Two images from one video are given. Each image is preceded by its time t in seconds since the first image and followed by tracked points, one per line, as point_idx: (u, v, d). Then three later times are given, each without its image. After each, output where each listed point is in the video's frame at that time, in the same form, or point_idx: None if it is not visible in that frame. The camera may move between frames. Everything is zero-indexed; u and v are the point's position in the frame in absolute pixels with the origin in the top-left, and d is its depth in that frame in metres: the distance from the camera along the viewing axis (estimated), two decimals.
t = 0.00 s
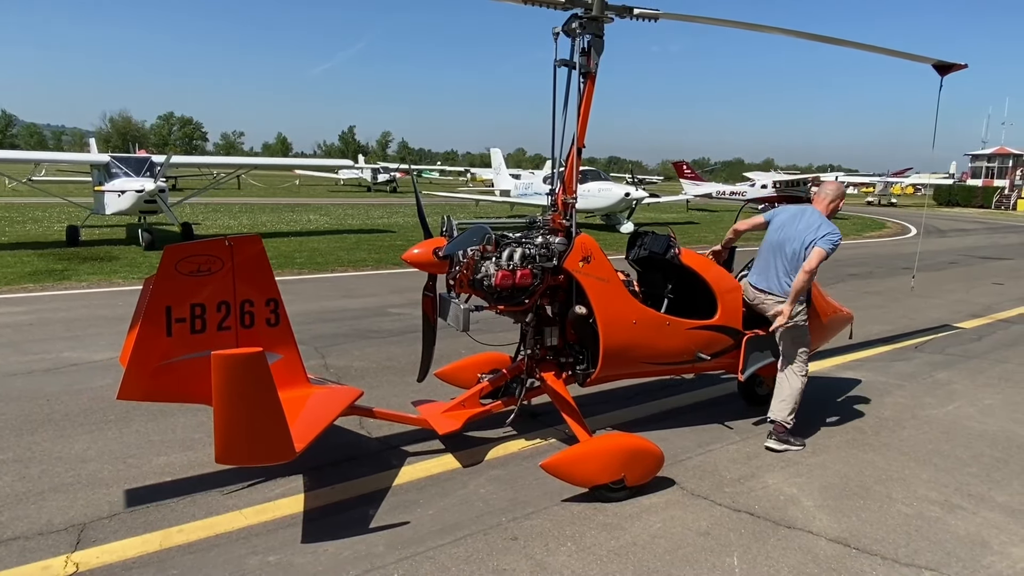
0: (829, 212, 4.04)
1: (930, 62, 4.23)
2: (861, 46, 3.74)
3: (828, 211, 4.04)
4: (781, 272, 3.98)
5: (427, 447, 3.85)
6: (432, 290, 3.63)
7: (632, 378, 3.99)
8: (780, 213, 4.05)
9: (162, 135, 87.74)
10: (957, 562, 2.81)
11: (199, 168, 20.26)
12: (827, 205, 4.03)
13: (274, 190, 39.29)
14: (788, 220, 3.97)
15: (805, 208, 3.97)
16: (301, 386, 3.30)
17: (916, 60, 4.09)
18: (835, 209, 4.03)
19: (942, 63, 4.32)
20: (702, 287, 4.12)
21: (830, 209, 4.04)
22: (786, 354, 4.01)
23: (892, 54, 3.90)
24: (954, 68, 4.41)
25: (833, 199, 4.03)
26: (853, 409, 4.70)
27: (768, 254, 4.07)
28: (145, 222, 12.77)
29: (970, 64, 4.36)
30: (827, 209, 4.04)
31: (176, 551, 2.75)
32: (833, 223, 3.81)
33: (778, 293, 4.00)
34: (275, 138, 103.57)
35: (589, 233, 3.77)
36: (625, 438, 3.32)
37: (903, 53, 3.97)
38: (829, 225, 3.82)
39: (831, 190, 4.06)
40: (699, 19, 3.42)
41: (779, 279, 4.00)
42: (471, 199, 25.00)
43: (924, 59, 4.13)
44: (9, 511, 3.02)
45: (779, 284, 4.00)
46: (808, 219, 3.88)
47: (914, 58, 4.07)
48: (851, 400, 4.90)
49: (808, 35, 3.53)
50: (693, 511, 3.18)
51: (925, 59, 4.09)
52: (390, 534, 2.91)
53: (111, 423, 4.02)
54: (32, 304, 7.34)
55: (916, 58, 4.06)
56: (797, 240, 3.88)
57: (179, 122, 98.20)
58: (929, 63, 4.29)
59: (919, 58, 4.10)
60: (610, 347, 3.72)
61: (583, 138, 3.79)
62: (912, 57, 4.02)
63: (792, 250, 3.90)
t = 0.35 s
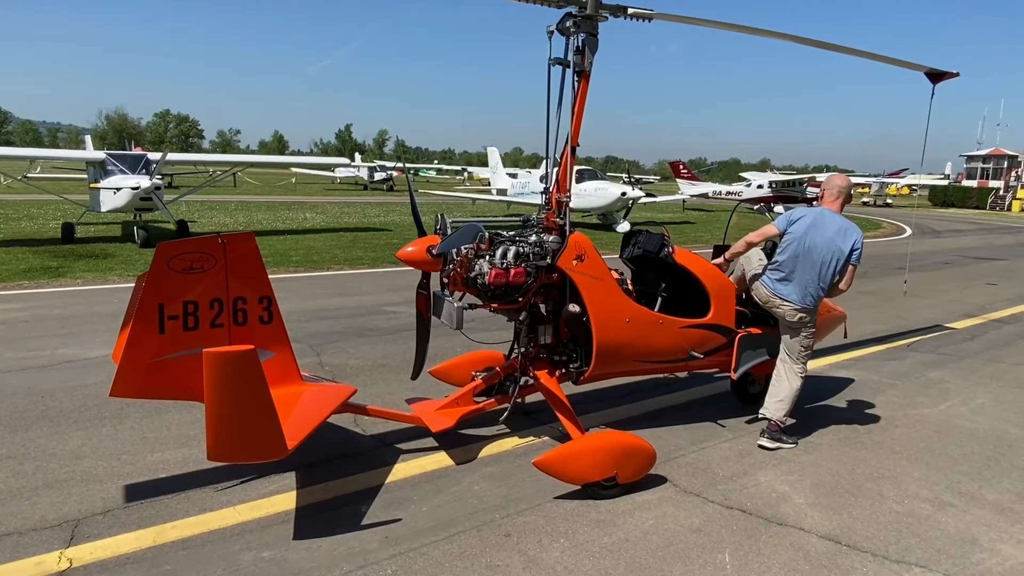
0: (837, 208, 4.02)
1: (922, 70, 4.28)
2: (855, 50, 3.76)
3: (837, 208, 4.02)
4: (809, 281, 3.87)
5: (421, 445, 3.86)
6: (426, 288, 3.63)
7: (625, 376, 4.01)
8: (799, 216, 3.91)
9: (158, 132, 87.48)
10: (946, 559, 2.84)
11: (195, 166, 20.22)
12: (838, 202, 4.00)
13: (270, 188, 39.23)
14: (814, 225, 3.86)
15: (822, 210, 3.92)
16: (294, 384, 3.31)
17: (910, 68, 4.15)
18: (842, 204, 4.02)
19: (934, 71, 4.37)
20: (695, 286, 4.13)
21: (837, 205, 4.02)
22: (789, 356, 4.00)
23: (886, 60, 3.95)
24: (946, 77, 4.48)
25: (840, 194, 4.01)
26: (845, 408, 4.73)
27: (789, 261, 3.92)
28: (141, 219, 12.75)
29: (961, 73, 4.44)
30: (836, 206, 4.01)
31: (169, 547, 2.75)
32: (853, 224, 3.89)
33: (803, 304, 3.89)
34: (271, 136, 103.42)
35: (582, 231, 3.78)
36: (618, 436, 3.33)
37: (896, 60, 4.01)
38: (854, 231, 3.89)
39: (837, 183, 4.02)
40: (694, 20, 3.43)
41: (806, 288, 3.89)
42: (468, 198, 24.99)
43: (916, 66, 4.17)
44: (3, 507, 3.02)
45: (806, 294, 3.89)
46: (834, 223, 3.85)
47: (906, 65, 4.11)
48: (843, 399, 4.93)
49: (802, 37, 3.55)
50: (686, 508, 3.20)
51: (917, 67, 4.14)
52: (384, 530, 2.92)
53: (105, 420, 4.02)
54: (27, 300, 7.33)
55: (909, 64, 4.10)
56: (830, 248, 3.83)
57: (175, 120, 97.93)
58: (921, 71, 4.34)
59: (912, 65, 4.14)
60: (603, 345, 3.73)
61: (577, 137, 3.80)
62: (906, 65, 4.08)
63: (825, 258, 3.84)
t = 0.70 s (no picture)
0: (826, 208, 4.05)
1: (917, 76, 4.31)
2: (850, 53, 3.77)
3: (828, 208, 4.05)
4: (814, 282, 3.87)
5: (417, 441, 3.87)
6: (421, 285, 3.64)
7: (620, 373, 4.02)
8: (801, 217, 3.90)
9: (154, 129, 87.24)
10: (938, 556, 2.86)
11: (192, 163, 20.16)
12: (826, 201, 4.04)
13: (266, 185, 39.15)
14: (814, 226, 3.87)
15: (817, 212, 3.95)
16: (289, 380, 3.31)
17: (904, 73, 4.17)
18: (833, 204, 4.04)
19: (928, 78, 4.41)
20: (691, 284, 4.15)
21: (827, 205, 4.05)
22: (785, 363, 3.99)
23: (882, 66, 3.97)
24: (938, 85, 4.52)
25: (831, 194, 4.04)
26: (840, 406, 4.75)
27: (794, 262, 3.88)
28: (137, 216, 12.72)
29: (954, 81, 4.51)
30: (825, 206, 4.05)
31: (164, 542, 2.76)
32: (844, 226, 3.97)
33: (809, 305, 3.87)
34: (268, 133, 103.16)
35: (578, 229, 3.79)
36: (613, 432, 3.34)
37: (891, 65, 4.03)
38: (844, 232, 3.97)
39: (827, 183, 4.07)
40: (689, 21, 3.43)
41: (808, 289, 3.87)
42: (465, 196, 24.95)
43: (910, 73, 4.21)
44: None
45: (811, 295, 3.87)
46: (831, 225, 3.90)
47: (901, 71, 4.14)
48: (838, 397, 4.95)
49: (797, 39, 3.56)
50: (679, 504, 3.21)
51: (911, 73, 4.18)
52: (379, 526, 2.93)
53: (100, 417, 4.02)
54: (22, 296, 7.31)
55: (905, 69, 4.12)
56: (832, 248, 3.87)
57: (172, 116, 97.65)
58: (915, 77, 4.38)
59: (906, 71, 4.17)
60: (598, 342, 3.74)
61: (573, 135, 3.81)
62: (900, 72, 4.11)
63: (828, 259, 3.87)
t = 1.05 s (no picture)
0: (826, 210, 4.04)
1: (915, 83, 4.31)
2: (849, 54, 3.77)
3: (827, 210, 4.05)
4: (802, 275, 3.82)
5: (415, 437, 3.88)
6: (420, 281, 3.64)
7: (619, 370, 4.03)
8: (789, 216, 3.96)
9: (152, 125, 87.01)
10: (935, 551, 2.87)
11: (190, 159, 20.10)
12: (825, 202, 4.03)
13: (265, 181, 39.10)
14: (803, 223, 3.89)
15: (811, 211, 3.96)
16: (288, 376, 3.32)
17: (902, 79, 4.18)
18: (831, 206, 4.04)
19: (925, 85, 4.41)
20: (689, 281, 4.16)
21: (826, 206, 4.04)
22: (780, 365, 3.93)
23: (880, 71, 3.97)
24: (936, 91, 4.52)
25: (830, 196, 4.04)
26: (837, 403, 4.76)
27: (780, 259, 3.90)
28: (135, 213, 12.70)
29: (951, 90, 4.51)
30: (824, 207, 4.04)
31: (163, 537, 2.76)
32: (841, 226, 3.93)
33: (798, 299, 3.80)
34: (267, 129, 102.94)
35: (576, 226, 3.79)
36: (611, 429, 3.35)
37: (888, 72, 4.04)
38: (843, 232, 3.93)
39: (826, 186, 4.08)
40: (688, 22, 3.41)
41: (796, 283, 3.82)
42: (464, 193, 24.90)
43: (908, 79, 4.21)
44: None
45: (801, 289, 3.80)
46: (823, 222, 3.89)
47: (899, 78, 4.15)
48: (836, 394, 4.96)
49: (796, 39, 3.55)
50: (677, 500, 3.22)
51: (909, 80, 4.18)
52: (378, 522, 2.94)
53: (99, 413, 4.02)
54: (21, 292, 7.31)
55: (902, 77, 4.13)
56: (822, 244, 3.84)
57: (170, 112, 97.39)
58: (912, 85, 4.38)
59: (903, 78, 4.18)
60: (596, 338, 3.74)
61: (571, 131, 3.81)
62: (899, 78, 4.12)
63: (817, 254, 3.83)
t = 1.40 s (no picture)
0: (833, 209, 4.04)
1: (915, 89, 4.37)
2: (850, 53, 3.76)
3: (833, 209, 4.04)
4: (789, 265, 3.83)
5: (416, 432, 3.89)
6: (420, 277, 3.65)
7: (619, 365, 4.03)
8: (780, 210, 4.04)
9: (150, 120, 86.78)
10: (933, 545, 2.89)
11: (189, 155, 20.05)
12: (832, 202, 4.03)
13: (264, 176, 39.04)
14: (794, 217, 3.93)
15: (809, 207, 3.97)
16: (289, 372, 3.33)
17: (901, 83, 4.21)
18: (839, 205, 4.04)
19: (925, 90, 4.45)
20: (689, 275, 4.17)
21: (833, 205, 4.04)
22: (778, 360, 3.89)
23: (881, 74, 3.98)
24: (933, 97, 4.58)
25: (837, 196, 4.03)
26: (836, 397, 4.78)
27: (771, 251, 3.96)
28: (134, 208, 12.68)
29: (949, 93, 4.58)
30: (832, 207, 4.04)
31: (166, 533, 2.78)
32: (839, 221, 3.89)
33: (782, 287, 3.81)
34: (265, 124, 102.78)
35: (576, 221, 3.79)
36: (611, 424, 3.36)
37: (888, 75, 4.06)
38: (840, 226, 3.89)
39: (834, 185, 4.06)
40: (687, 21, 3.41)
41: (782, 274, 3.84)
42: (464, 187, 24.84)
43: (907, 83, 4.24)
44: None
45: (785, 277, 3.82)
46: (816, 216, 3.89)
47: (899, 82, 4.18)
48: (835, 389, 4.98)
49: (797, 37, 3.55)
50: (677, 494, 3.24)
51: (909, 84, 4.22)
52: (379, 516, 2.95)
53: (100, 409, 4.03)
54: (21, 288, 7.31)
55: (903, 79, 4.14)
56: (809, 233, 3.84)
57: (168, 107, 97.09)
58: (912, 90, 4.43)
59: (903, 82, 4.21)
60: (597, 333, 3.75)
61: (572, 127, 3.81)
62: (899, 81, 4.14)
63: (803, 242, 3.84)
